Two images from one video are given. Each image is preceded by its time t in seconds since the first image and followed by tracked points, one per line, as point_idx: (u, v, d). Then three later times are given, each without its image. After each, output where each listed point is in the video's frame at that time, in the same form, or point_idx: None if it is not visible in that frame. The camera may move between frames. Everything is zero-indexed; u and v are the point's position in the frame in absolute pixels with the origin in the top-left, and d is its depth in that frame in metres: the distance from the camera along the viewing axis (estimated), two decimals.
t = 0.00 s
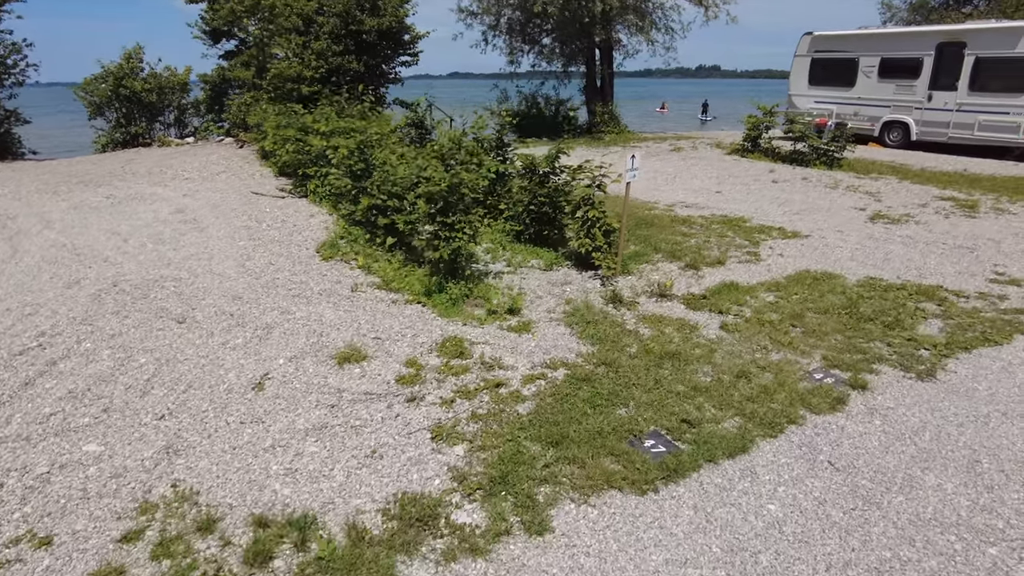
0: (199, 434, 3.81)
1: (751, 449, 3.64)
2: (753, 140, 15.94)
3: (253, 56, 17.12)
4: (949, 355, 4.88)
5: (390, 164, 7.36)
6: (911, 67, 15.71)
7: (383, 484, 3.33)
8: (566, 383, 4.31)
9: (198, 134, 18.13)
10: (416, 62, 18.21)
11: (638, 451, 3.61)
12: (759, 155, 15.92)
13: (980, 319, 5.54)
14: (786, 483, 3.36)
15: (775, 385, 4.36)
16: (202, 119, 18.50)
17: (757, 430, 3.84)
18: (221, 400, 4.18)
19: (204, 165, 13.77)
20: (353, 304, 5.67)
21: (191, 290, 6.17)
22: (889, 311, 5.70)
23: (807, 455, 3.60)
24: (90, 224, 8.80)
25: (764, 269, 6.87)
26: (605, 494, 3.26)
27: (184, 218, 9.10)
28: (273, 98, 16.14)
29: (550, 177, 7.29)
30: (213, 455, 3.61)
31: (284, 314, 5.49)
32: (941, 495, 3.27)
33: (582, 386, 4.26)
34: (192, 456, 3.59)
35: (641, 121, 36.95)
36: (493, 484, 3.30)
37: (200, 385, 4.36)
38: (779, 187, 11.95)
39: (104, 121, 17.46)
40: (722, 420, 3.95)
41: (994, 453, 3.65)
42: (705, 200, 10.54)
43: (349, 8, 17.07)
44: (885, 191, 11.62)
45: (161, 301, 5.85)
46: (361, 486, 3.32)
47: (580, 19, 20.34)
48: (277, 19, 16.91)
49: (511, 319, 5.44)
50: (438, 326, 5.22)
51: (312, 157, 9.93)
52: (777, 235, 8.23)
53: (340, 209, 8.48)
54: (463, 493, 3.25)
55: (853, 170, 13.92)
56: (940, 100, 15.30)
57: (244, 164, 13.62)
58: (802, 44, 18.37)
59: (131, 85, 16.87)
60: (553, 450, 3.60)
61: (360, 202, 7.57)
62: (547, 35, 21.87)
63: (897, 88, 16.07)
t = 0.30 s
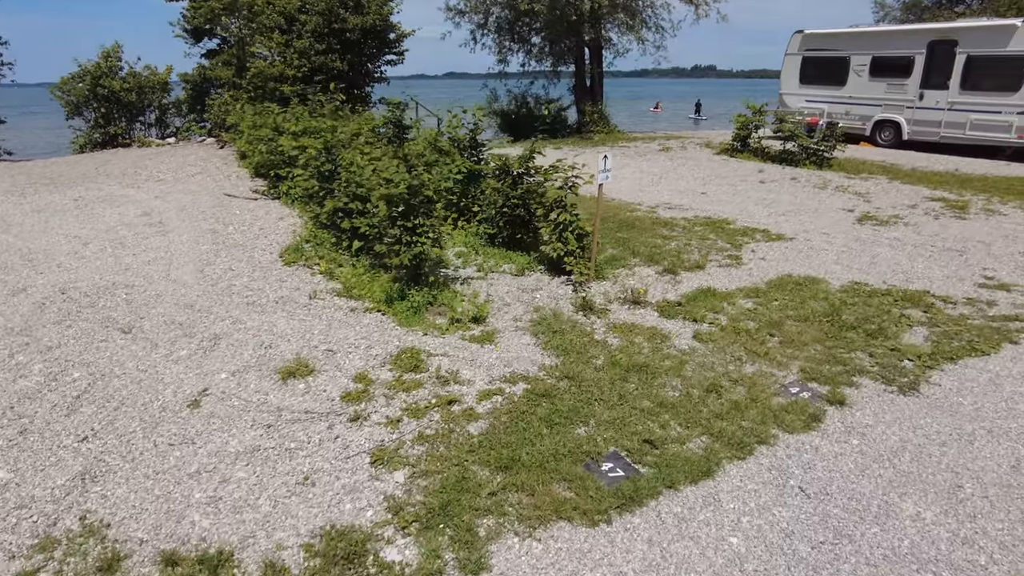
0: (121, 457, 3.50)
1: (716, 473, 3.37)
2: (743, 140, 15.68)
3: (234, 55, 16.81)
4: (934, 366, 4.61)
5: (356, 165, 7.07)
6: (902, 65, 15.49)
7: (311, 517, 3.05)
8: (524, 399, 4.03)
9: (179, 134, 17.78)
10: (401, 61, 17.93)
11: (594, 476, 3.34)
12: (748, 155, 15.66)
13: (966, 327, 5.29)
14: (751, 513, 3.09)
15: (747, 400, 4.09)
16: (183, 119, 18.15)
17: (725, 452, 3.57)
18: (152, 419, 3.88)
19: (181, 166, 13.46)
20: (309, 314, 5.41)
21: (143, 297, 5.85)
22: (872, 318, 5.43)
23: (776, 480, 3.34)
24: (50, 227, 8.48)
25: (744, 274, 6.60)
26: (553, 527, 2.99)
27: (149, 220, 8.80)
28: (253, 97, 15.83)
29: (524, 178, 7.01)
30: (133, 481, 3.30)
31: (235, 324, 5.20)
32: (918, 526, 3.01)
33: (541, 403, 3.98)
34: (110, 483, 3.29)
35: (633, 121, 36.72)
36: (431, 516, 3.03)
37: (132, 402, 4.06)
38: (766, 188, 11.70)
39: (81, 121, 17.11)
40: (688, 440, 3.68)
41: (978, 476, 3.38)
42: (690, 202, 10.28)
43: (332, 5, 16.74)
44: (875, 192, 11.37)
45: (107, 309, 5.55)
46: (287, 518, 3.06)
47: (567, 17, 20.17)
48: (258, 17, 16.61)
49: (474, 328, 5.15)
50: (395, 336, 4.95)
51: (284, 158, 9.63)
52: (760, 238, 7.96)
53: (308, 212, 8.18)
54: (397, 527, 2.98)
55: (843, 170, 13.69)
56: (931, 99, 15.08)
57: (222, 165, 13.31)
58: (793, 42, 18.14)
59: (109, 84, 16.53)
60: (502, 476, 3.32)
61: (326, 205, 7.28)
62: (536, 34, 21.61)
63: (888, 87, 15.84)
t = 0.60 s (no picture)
0: (46, 489, 3.25)
1: (683, 507, 3.13)
2: (736, 141, 15.41)
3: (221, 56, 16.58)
4: (923, 384, 4.36)
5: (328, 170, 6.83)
6: (898, 66, 15.24)
7: (241, 559, 2.82)
8: (484, 423, 3.79)
9: (166, 136, 17.53)
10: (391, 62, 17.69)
11: (550, 511, 3.09)
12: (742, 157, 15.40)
13: (958, 341, 5.04)
14: (718, 554, 2.85)
15: (722, 424, 3.84)
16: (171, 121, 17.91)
17: (694, 482, 3.32)
18: (85, 445, 3.64)
19: (164, 168, 13.22)
20: (269, 328, 5.20)
21: (100, 309, 5.61)
22: (859, 332, 5.19)
23: (747, 515, 3.09)
24: (19, 233, 8.24)
25: (728, 283, 6.36)
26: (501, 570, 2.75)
27: (121, 226, 8.56)
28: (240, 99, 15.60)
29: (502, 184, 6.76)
30: (53, 518, 3.05)
31: (191, 339, 4.95)
32: (898, 570, 2.77)
33: (502, 427, 3.74)
34: (27, 520, 3.05)
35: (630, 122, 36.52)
36: (370, 559, 2.79)
37: (69, 426, 3.82)
38: (759, 191, 11.46)
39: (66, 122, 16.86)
40: (655, 469, 3.43)
41: (965, 511, 3.14)
42: (679, 206, 10.04)
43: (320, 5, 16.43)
44: (869, 195, 11.14)
45: (61, 322, 5.31)
46: (214, 559, 2.82)
47: (559, 17, 20.01)
48: (245, 17, 16.40)
49: (442, 342, 4.91)
50: (356, 352, 4.73)
51: (261, 161, 9.40)
52: (748, 244, 7.72)
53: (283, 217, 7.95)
54: (331, 570, 2.74)
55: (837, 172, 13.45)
56: (928, 100, 14.83)
57: (205, 168, 13.08)
58: (789, 42, 17.89)
59: (94, 85, 16.28)
60: (451, 511, 3.08)
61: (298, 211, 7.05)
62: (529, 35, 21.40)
63: (884, 88, 15.59)
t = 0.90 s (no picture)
0: None
1: (648, 542, 2.83)
2: (731, 140, 15.09)
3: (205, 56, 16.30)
4: (916, 400, 4.06)
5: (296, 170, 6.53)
6: (896, 64, 14.94)
7: None
8: (437, 445, 3.50)
9: (152, 136, 17.24)
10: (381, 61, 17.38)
11: (499, 547, 2.79)
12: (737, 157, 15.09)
13: (955, 351, 4.75)
14: None
15: (698, 445, 3.53)
16: (157, 120, 17.61)
17: (662, 512, 3.02)
18: (1, 468, 3.32)
19: (144, 168, 12.91)
20: (223, 337, 4.92)
21: (48, 316, 5.31)
22: (850, 341, 4.88)
23: (718, 551, 2.80)
24: None
25: (714, 288, 6.06)
26: None
27: (89, 227, 8.24)
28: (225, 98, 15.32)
29: (479, 183, 6.46)
30: None
31: (139, 351, 4.65)
32: None
33: (456, 449, 3.45)
34: None
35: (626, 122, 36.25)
36: None
37: None
38: (752, 191, 11.17)
39: (49, 121, 16.54)
40: (620, 496, 3.13)
41: (960, 546, 2.84)
42: (669, 207, 9.73)
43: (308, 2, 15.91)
44: (866, 196, 10.84)
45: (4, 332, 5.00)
46: None
47: (551, 15, 19.76)
48: (231, 14, 16.11)
49: (405, 353, 4.61)
50: (311, 365, 4.46)
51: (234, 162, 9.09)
52: (738, 247, 7.42)
53: (253, 219, 7.64)
54: None
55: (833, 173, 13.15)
56: (926, 99, 14.53)
57: (186, 167, 12.76)
58: (786, 41, 17.59)
59: (76, 83, 15.97)
60: (389, 547, 2.79)
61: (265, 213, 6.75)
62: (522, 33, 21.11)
63: (882, 86, 15.29)
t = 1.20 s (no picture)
0: None
1: None
2: (725, 142, 14.79)
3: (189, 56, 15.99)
4: (908, 428, 3.76)
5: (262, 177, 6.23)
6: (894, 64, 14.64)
7: None
8: (384, 483, 3.21)
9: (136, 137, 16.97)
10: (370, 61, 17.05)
11: None
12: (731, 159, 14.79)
13: (951, 372, 4.45)
14: None
15: (668, 482, 3.24)
16: (142, 121, 17.33)
17: (624, 564, 2.73)
18: None
19: (124, 171, 12.61)
20: (172, 356, 4.63)
21: None
22: (839, 361, 4.58)
23: None
24: None
25: (698, 301, 5.76)
26: None
27: (54, 233, 7.93)
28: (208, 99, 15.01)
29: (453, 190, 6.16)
30: None
31: (79, 372, 4.35)
32: None
33: (405, 488, 3.16)
34: None
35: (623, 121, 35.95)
36: None
37: None
38: (745, 194, 10.88)
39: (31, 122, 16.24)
40: (579, 543, 2.84)
41: None
42: (659, 212, 9.43)
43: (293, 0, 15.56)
44: (862, 200, 10.55)
45: None
46: None
47: (543, 14, 19.38)
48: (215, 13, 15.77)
49: (363, 375, 4.32)
50: (261, 389, 4.17)
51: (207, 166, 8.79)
52: (726, 255, 7.13)
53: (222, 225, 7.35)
54: None
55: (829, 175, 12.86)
56: (924, 100, 14.23)
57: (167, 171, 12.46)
58: (782, 40, 17.28)
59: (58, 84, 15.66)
60: None
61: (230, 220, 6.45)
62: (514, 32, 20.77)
63: (879, 87, 14.99)
